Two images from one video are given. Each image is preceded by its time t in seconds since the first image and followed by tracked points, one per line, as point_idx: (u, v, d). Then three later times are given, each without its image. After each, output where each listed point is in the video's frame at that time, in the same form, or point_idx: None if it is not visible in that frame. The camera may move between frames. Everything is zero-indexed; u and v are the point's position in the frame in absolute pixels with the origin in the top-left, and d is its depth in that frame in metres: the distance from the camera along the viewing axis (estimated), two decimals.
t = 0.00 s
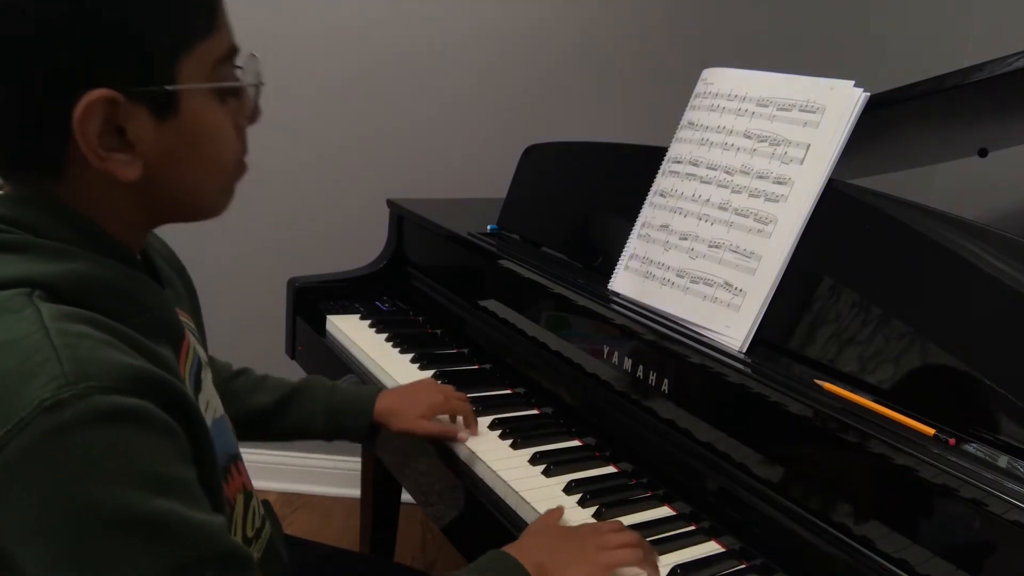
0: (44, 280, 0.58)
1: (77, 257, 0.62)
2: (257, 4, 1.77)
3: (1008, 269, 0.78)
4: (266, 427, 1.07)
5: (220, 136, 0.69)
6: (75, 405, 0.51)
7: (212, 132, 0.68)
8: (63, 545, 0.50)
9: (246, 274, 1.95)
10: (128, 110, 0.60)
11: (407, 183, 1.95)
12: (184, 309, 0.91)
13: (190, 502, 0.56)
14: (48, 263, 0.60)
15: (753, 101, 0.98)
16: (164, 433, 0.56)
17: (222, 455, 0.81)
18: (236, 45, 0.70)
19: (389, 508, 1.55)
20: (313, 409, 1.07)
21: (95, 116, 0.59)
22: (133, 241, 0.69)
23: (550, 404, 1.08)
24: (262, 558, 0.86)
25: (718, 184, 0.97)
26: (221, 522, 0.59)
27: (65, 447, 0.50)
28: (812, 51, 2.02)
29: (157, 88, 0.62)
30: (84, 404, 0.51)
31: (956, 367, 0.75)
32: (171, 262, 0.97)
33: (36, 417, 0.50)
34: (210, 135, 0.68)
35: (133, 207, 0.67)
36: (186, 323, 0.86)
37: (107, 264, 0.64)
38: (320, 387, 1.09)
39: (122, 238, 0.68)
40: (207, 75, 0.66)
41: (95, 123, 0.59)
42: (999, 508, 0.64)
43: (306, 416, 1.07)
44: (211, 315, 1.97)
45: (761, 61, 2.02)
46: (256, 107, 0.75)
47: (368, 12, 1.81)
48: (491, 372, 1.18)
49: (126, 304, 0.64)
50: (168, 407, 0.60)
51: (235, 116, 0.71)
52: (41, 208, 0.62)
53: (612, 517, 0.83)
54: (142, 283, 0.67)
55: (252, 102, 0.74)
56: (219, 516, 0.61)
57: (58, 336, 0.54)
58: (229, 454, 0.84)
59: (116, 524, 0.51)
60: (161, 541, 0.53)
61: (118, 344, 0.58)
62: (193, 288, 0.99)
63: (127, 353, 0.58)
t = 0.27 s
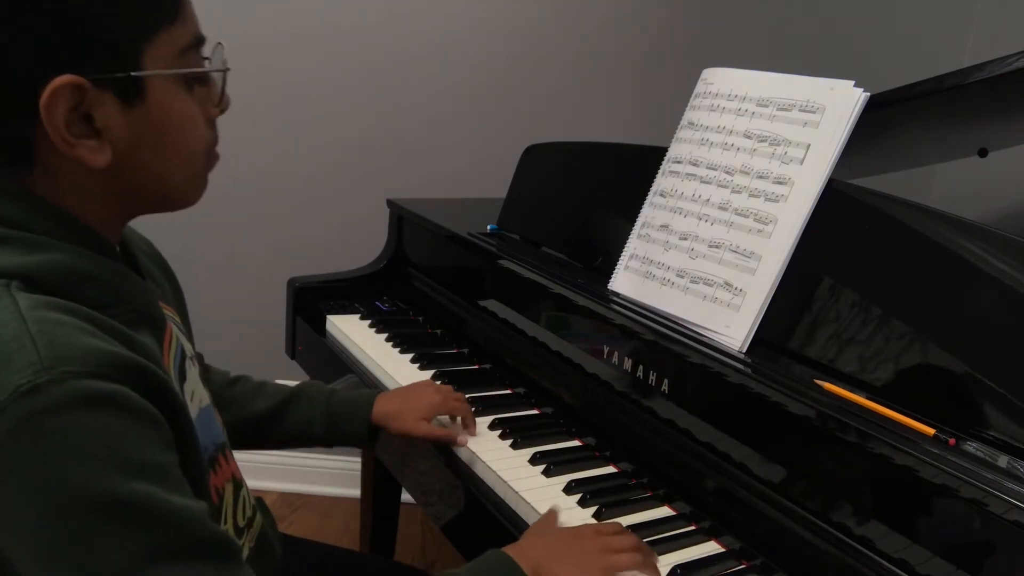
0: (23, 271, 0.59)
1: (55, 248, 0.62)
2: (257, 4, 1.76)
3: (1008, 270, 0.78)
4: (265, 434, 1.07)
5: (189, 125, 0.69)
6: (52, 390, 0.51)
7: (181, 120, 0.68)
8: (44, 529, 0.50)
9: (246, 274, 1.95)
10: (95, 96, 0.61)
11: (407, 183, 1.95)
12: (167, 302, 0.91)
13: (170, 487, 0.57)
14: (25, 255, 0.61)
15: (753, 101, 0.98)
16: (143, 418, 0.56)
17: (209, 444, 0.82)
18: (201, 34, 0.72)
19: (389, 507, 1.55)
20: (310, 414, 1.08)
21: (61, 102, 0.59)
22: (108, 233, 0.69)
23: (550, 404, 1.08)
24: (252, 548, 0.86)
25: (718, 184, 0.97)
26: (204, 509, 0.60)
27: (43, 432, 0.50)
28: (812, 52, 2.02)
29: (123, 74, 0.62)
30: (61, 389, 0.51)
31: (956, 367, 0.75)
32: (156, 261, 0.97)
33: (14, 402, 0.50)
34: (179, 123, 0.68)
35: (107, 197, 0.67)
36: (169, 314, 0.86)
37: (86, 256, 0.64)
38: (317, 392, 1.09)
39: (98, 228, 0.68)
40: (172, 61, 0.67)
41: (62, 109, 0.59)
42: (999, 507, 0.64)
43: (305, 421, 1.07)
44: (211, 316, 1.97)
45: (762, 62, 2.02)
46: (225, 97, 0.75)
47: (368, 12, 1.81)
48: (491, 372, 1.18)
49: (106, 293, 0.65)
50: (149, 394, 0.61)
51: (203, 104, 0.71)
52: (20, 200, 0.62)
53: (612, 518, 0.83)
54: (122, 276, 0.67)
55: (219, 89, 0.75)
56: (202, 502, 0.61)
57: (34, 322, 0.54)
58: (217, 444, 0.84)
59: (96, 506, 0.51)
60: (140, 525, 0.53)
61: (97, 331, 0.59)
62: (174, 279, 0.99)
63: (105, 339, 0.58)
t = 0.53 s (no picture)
0: (16, 268, 0.58)
1: (53, 245, 0.62)
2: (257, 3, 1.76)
3: (1008, 270, 0.78)
4: (273, 423, 1.09)
5: (178, 120, 0.69)
6: (37, 382, 0.51)
7: (169, 116, 0.68)
8: (28, 525, 0.50)
9: (246, 274, 1.95)
10: (86, 90, 0.61)
11: (407, 183, 1.95)
12: (162, 301, 0.91)
13: (157, 483, 0.57)
14: (19, 252, 0.60)
15: (753, 101, 0.98)
16: (128, 413, 0.56)
17: (201, 440, 0.82)
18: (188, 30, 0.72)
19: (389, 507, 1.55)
20: (315, 402, 1.08)
21: (53, 96, 0.59)
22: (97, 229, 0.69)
23: (550, 404, 1.08)
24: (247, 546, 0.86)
25: (718, 184, 0.97)
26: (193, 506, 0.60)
27: (28, 426, 0.50)
28: (812, 52, 2.02)
29: (112, 67, 0.63)
30: (45, 382, 0.52)
31: (956, 367, 0.75)
32: (152, 260, 0.97)
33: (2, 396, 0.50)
34: (168, 118, 0.68)
35: (97, 193, 0.67)
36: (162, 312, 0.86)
37: (83, 255, 0.65)
38: (320, 377, 1.10)
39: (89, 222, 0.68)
40: (159, 54, 0.67)
41: (54, 103, 0.59)
42: (999, 507, 0.64)
43: (311, 408, 1.08)
44: (211, 315, 1.97)
45: (762, 62, 2.02)
46: (213, 90, 0.75)
47: (368, 11, 1.81)
48: (491, 372, 1.18)
49: (100, 292, 0.65)
50: (137, 389, 0.61)
51: (192, 100, 0.72)
52: (12, 200, 0.61)
53: (612, 518, 0.83)
54: (120, 274, 0.68)
55: (206, 84, 0.75)
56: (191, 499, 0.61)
57: (20, 317, 0.54)
58: (210, 441, 0.84)
59: (80, 502, 0.51)
60: (125, 521, 0.53)
61: (89, 329, 0.59)
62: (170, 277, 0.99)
63: (92, 334, 0.58)
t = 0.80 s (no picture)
0: (21, 269, 0.58)
1: (57, 246, 0.62)
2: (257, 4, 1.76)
3: (1008, 270, 0.78)
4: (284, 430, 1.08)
5: (188, 128, 0.70)
6: (42, 383, 0.51)
7: (180, 123, 0.69)
8: (32, 525, 0.50)
9: (246, 274, 1.95)
10: (100, 94, 0.61)
11: (407, 183, 1.95)
12: (165, 304, 0.91)
13: (162, 482, 0.57)
14: (24, 252, 0.60)
15: (753, 101, 0.98)
16: (132, 413, 0.56)
17: (202, 445, 0.82)
18: (203, 38, 0.72)
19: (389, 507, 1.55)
20: (328, 407, 1.08)
21: (66, 98, 0.59)
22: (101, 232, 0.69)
23: (550, 404, 1.08)
24: (248, 548, 0.86)
25: (718, 184, 0.97)
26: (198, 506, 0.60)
27: (34, 426, 0.50)
28: (813, 52, 2.02)
29: (127, 73, 0.63)
30: (49, 383, 0.51)
31: (956, 367, 0.75)
32: (155, 260, 0.97)
33: (6, 396, 0.50)
34: (179, 126, 0.68)
35: (103, 196, 0.67)
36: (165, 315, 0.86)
37: (87, 255, 0.64)
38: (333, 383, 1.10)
39: (92, 224, 0.67)
40: (174, 63, 0.67)
41: (67, 107, 0.59)
42: (999, 507, 0.64)
43: (324, 414, 1.07)
44: (211, 315, 1.97)
45: (762, 62, 2.02)
46: (224, 99, 0.76)
47: (368, 12, 1.81)
48: (491, 372, 1.18)
49: (103, 293, 0.65)
50: (140, 389, 0.61)
51: (202, 107, 0.72)
52: (17, 202, 0.61)
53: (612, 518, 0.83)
54: (123, 275, 0.68)
55: (217, 92, 0.75)
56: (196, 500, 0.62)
57: (26, 318, 0.54)
58: (211, 445, 0.84)
59: (86, 501, 0.51)
60: (130, 520, 0.53)
61: (92, 331, 0.59)
62: (174, 278, 1.00)
63: (94, 335, 0.58)
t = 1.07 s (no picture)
0: (32, 273, 0.58)
1: (66, 251, 0.62)
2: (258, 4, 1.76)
3: (1008, 270, 0.78)
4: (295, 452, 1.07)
5: (206, 141, 0.70)
6: (52, 390, 0.51)
7: (198, 136, 0.69)
8: (38, 529, 0.50)
9: (247, 274, 1.95)
10: (125, 104, 0.61)
11: (407, 183, 1.95)
12: (173, 308, 0.91)
13: (168, 487, 0.57)
14: (35, 256, 0.60)
15: (753, 101, 0.98)
16: (140, 419, 0.56)
17: (208, 452, 0.82)
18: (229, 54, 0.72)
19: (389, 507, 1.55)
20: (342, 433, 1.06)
21: (91, 106, 0.59)
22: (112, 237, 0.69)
23: (550, 404, 1.08)
24: (253, 552, 0.87)
25: (718, 184, 0.97)
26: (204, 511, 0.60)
27: (39, 430, 0.50)
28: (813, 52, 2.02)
29: (154, 85, 0.63)
30: (57, 390, 0.51)
31: (956, 367, 0.75)
32: (164, 263, 0.97)
33: (13, 401, 0.50)
34: (197, 139, 0.68)
35: (116, 203, 0.66)
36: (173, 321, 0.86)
37: (92, 259, 0.64)
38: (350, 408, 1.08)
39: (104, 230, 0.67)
40: (200, 78, 0.67)
41: (90, 114, 0.59)
42: (999, 507, 0.64)
43: (339, 438, 1.06)
44: (211, 316, 1.97)
45: (762, 62, 2.02)
46: (245, 115, 0.76)
47: (369, 12, 1.81)
48: (491, 372, 1.18)
49: (108, 297, 0.64)
50: (148, 396, 0.60)
51: (223, 122, 0.72)
52: (31, 206, 0.61)
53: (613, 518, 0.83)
54: (128, 279, 0.67)
55: (239, 108, 0.75)
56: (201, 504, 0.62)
57: (37, 324, 0.54)
58: (216, 451, 0.84)
59: (92, 506, 0.51)
60: (136, 525, 0.53)
61: (99, 335, 0.59)
62: (182, 280, 1.00)
63: (99, 339, 0.58)
